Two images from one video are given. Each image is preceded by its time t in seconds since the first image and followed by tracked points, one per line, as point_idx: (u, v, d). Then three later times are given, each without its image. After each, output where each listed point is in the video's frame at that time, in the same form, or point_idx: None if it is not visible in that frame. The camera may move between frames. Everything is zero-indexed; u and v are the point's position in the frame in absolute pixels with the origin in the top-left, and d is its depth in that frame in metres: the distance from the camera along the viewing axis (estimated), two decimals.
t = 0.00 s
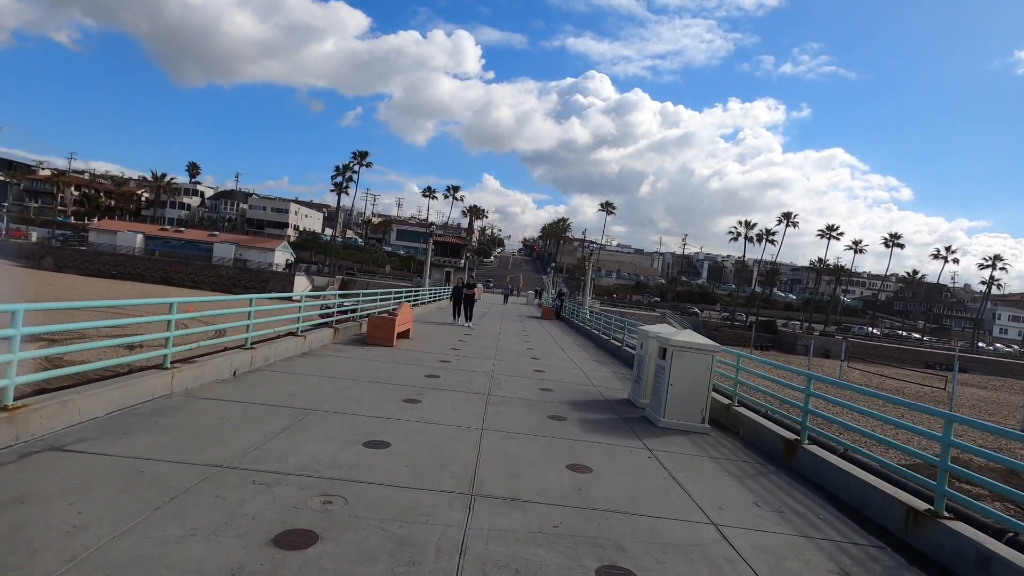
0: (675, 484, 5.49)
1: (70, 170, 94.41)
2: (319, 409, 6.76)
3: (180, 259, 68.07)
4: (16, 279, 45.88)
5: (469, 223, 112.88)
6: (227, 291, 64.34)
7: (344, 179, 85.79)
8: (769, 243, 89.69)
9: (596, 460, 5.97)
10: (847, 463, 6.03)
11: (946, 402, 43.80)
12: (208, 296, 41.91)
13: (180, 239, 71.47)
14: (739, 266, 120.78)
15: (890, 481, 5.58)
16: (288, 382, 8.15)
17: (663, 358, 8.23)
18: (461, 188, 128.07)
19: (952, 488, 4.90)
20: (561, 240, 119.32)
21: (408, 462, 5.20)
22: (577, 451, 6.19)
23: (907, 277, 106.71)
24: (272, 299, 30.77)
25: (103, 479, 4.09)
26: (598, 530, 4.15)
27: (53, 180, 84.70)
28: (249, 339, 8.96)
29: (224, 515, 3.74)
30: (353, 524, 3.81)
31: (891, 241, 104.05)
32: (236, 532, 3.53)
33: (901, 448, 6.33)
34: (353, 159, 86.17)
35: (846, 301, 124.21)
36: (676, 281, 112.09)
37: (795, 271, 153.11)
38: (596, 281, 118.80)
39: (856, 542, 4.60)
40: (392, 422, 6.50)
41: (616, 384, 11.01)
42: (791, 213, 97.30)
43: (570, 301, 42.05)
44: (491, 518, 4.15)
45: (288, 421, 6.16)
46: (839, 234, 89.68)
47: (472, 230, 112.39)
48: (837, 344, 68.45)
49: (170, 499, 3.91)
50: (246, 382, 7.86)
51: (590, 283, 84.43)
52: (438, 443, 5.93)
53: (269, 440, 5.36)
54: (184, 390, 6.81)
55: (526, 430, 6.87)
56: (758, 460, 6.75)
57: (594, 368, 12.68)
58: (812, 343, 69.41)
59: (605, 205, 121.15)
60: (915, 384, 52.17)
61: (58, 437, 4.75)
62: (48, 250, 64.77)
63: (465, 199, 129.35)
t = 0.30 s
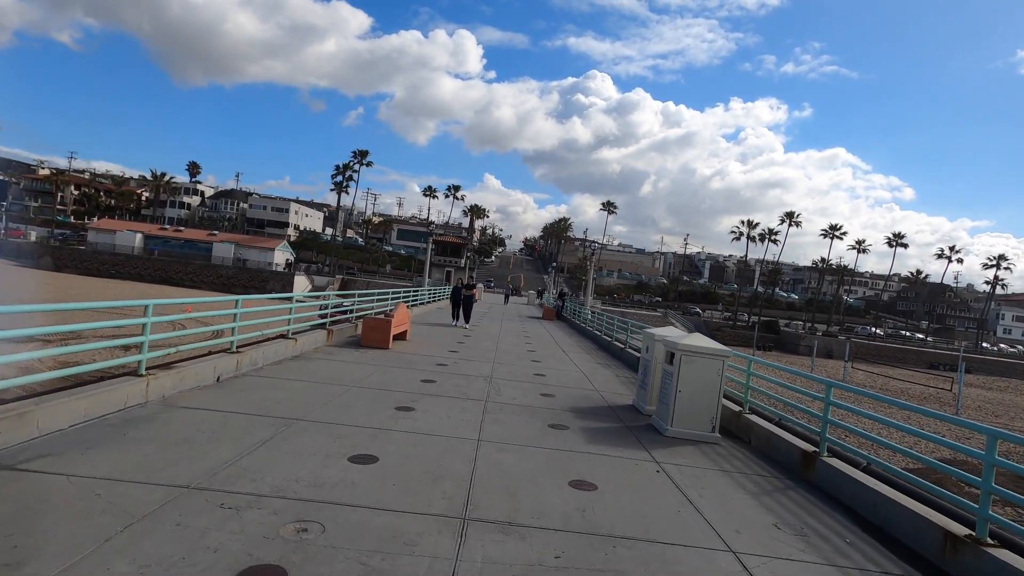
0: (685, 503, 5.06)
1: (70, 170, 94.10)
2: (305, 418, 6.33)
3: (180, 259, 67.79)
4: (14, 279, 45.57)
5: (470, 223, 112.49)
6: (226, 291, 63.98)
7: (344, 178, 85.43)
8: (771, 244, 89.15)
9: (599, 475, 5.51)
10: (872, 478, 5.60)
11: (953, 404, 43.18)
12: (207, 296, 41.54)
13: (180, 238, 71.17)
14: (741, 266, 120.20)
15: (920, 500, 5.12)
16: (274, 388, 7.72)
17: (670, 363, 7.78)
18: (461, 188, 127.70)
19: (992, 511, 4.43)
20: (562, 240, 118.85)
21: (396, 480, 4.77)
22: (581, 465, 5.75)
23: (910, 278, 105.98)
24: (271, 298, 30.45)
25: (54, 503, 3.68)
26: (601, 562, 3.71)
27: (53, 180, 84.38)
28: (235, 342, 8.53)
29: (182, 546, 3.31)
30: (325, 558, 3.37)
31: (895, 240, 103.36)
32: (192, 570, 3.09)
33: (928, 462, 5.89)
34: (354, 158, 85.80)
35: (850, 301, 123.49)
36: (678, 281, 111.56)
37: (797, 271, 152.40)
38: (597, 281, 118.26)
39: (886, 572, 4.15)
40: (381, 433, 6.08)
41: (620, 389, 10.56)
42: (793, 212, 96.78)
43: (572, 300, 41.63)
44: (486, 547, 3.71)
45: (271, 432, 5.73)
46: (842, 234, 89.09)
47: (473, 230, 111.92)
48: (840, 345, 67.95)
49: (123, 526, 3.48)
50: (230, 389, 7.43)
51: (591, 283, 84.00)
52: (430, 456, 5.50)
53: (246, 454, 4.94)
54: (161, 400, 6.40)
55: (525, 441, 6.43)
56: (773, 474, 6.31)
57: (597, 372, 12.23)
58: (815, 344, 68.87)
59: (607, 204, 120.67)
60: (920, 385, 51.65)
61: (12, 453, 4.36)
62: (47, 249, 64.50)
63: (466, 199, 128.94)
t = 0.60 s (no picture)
0: (698, 519, 4.65)
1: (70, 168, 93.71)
2: (287, 423, 5.91)
3: (179, 258, 67.45)
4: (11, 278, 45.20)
5: (471, 222, 112.09)
6: (226, 290, 63.62)
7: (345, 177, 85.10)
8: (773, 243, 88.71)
9: (603, 487, 5.09)
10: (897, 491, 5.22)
11: (958, 405, 42.69)
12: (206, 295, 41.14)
13: (179, 237, 70.86)
14: (743, 266, 119.67)
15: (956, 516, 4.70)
16: (259, 390, 7.32)
17: (677, 365, 7.37)
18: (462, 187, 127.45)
19: None
20: (563, 240, 118.39)
21: (382, 493, 4.38)
22: (584, 476, 5.34)
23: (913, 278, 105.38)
24: (268, 297, 30.06)
25: None
26: None
27: (53, 179, 84.03)
28: (218, 341, 8.09)
29: None
30: None
31: (898, 240, 102.78)
32: None
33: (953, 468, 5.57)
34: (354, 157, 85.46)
35: (852, 301, 122.84)
36: (680, 280, 111.09)
37: (799, 271, 151.82)
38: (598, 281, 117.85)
39: None
40: (370, 440, 5.67)
41: (624, 391, 10.12)
42: (796, 212, 96.15)
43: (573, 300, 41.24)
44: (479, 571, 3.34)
45: (249, 439, 5.33)
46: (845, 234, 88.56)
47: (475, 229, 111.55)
48: (844, 345, 67.40)
49: (66, 550, 3.08)
50: (211, 392, 7.01)
51: (592, 283, 83.49)
52: (420, 467, 5.11)
53: (219, 465, 4.53)
54: (134, 403, 5.99)
55: (524, 448, 6.01)
56: (788, 484, 5.92)
57: (598, 373, 11.84)
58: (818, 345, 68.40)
59: (609, 203, 120.22)
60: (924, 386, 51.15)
61: None
62: (47, 248, 64.19)
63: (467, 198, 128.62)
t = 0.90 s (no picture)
0: (709, 544, 4.23)
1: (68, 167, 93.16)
2: (263, 435, 5.48)
3: (177, 257, 67.03)
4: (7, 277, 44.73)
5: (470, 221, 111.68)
6: (223, 289, 63.20)
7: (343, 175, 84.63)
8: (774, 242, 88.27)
9: (604, 508, 4.66)
10: (924, 511, 4.80)
11: (961, 405, 42.24)
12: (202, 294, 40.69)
13: (177, 236, 70.42)
14: (744, 265, 119.16)
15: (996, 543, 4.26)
16: (238, 398, 6.88)
17: (682, 370, 6.92)
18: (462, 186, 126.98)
19: None
20: (563, 239, 117.96)
21: (359, 516, 3.96)
22: (584, 494, 4.91)
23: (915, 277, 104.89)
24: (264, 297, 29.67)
25: None
26: None
27: (51, 177, 83.52)
28: (197, 344, 7.65)
29: None
30: None
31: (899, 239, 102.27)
32: None
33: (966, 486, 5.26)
34: (353, 155, 85.02)
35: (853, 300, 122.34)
36: (681, 279, 110.65)
37: (799, 271, 151.28)
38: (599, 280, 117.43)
39: None
40: (353, 454, 5.24)
41: (626, 396, 9.67)
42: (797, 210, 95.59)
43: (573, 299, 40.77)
44: None
45: (219, 453, 4.90)
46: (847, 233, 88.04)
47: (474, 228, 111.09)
48: (845, 345, 66.98)
49: None
50: (186, 399, 6.57)
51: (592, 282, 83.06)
52: (404, 484, 4.70)
53: (180, 486, 4.11)
54: (98, 414, 5.54)
55: (519, 462, 5.57)
56: (805, 501, 5.49)
57: (599, 376, 11.40)
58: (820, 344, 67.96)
59: (609, 202, 119.75)
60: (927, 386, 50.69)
61: None
62: (43, 247, 63.74)
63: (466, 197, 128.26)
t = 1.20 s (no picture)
0: (723, 568, 3.84)
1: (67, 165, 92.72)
2: (235, 444, 5.07)
3: (175, 255, 66.61)
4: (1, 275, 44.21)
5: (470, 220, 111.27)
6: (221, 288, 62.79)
7: (343, 174, 84.24)
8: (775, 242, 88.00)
9: (606, 527, 4.25)
10: (958, 530, 4.37)
11: (965, 407, 41.84)
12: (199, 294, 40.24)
13: (175, 235, 70.03)
14: (745, 265, 118.81)
15: None
16: (215, 402, 6.44)
17: (689, 374, 6.49)
18: (462, 185, 126.65)
19: None
20: (563, 238, 117.54)
21: (334, 538, 3.57)
22: (583, 510, 4.49)
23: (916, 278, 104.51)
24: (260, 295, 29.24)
25: None
26: None
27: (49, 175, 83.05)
28: (175, 345, 7.22)
29: None
30: None
31: (901, 239, 101.92)
32: None
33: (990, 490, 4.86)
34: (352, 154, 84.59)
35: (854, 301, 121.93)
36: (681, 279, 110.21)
37: (800, 271, 150.88)
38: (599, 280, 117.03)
39: None
40: (334, 464, 4.84)
41: (627, 399, 9.25)
42: (799, 210, 95.21)
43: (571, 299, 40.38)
44: None
45: (184, 465, 4.48)
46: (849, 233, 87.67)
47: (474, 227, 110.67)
48: (846, 345, 66.60)
49: None
50: (159, 403, 6.15)
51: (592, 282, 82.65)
52: (385, 500, 4.28)
53: (134, 503, 3.70)
54: (60, 419, 5.15)
55: (513, 473, 5.16)
56: (823, 517, 5.07)
57: (599, 378, 10.97)
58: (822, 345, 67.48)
59: (609, 202, 119.44)
60: (929, 387, 50.30)
61: None
62: (41, 245, 63.32)
63: (466, 196, 127.97)
